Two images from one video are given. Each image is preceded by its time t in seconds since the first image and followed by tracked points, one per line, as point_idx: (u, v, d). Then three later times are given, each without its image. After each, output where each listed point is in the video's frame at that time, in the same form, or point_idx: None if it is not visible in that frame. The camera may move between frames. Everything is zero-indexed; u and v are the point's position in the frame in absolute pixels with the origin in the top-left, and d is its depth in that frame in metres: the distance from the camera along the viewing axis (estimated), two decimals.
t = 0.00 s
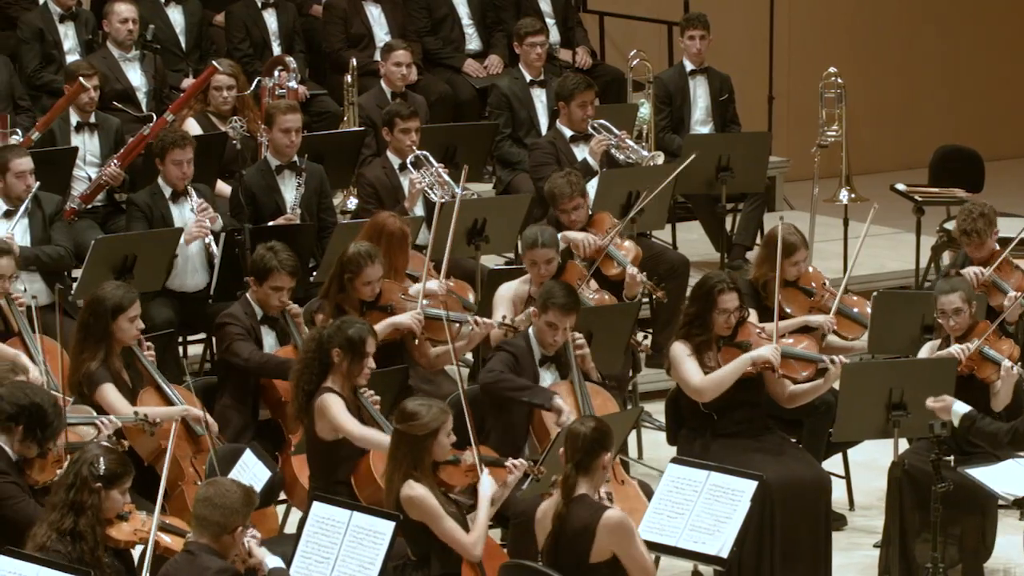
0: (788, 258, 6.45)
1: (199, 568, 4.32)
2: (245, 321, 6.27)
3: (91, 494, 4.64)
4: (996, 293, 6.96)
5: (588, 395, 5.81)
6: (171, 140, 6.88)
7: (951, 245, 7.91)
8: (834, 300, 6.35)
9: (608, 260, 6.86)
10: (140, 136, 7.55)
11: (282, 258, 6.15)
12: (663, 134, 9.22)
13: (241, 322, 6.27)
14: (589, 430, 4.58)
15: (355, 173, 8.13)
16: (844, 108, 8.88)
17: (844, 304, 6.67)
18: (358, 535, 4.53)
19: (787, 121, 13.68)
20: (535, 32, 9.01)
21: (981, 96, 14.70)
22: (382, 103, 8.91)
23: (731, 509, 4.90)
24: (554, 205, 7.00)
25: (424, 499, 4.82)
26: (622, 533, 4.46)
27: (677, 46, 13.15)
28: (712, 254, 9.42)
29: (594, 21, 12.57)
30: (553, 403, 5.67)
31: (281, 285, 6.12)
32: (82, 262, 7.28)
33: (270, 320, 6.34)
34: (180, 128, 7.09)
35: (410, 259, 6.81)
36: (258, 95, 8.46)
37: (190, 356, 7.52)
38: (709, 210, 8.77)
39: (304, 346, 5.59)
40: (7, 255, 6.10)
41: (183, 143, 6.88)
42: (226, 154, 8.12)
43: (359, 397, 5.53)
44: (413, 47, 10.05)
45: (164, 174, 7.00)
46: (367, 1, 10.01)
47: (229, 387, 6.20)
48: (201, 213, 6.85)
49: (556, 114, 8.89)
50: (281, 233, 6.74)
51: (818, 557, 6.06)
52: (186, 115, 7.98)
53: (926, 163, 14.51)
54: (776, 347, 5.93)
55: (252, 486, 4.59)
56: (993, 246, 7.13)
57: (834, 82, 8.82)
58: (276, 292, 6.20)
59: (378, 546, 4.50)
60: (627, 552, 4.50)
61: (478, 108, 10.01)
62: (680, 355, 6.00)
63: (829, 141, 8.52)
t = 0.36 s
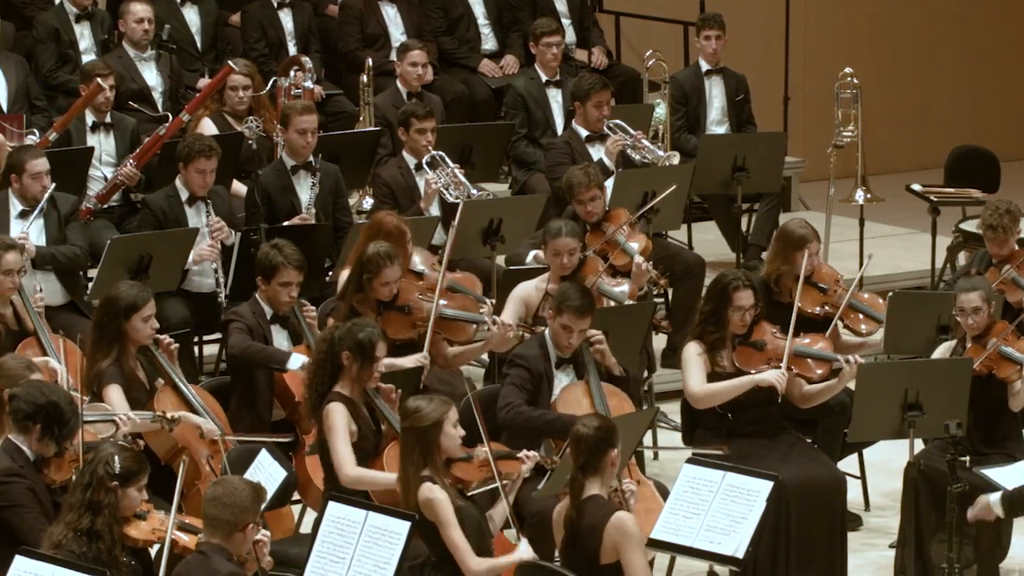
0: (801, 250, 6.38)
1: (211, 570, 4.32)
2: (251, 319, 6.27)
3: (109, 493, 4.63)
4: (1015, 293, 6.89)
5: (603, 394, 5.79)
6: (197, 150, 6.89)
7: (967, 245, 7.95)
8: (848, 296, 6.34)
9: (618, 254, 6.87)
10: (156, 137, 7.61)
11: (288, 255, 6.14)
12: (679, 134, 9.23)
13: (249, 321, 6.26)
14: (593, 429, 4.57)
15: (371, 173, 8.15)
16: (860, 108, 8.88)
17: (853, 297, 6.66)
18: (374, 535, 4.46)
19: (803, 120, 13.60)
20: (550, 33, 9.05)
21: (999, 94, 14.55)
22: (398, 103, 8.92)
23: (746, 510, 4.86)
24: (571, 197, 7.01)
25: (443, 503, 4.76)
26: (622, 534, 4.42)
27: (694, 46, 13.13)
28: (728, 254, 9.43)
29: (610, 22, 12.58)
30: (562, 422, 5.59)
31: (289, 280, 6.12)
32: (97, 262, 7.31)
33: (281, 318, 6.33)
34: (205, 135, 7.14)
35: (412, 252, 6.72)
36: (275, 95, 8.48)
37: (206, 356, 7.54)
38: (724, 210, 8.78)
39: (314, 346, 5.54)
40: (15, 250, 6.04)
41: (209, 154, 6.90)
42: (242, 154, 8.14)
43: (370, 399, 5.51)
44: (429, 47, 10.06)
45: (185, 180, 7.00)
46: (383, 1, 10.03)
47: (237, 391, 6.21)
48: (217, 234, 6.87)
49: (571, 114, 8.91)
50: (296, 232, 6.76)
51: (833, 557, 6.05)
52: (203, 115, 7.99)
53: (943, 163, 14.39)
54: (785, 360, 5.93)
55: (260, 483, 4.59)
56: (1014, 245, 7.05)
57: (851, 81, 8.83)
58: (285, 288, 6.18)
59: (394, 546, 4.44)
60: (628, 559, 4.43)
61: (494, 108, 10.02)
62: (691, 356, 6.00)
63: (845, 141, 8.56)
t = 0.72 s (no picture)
0: (815, 249, 6.40)
1: (221, 570, 4.30)
2: (258, 325, 6.24)
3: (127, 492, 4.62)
4: None
5: (616, 396, 5.76)
6: (211, 145, 6.94)
7: (982, 245, 7.97)
8: (863, 293, 6.32)
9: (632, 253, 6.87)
10: (171, 137, 7.62)
11: (302, 258, 6.11)
12: (693, 134, 9.24)
13: (256, 326, 6.24)
14: (593, 437, 4.55)
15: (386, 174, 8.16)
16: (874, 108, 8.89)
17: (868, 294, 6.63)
18: (388, 535, 4.46)
19: (818, 119, 13.53)
20: (565, 33, 9.07)
21: (1014, 94, 14.45)
22: (412, 103, 8.94)
23: (760, 510, 4.83)
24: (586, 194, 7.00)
25: (455, 503, 4.74)
26: (621, 542, 4.42)
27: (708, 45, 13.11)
28: (742, 254, 9.43)
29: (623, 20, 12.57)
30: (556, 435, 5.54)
31: (301, 284, 6.10)
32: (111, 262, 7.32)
33: (293, 320, 6.28)
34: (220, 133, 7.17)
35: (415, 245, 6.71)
36: (289, 95, 8.50)
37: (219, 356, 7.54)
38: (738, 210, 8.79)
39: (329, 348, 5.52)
40: (28, 251, 6.02)
41: (223, 149, 6.95)
42: (256, 154, 8.15)
43: (387, 399, 5.50)
44: (443, 47, 10.07)
45: (200, 178, 7.08)
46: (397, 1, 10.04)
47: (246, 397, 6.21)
48: (233, 254, 6.93)
49: (586, 114, 8.92)
50: (310, 233, 6.80)
51: (847, 557, 6.03)
52: (217, 115, 8.01)
53: (957, 164, 14.29)
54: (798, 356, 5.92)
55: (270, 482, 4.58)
56: None
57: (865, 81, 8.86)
58: (298, 291, 6.16)
59: (408, 546, 4.43)
60: (631, 565, 4.43)
61: (509, 108, 10.02)
62: (703, 356, 5.98)
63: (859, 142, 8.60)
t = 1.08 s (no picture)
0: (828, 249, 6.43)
1: (232, 570, 4.28)
2: (275, 327, 6.23)
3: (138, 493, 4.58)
4: None
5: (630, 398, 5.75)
6: (226, 145, 6.95)
7: (994, 246, 7.99)
8: (877, 295, 6.36)
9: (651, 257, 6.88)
10: (183, 137, 7.64)
11: (319, 262, 6.11)
12: (706, 134, 9.25)
13: (273, 330, 6.22)
14: (610, 445, 4.48)
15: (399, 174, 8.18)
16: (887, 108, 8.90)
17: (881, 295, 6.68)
18: (400, 535, 4.45)
19: (831, 119, 13.53)
20: (578, 33, 9.10)
21: None
22: (425, 103, 8.96)
23: (773, 511, 4.83)
24: (600, 200, 6.97)
25: (464, 499, 4.75)
26: (622, 543, 4.43)
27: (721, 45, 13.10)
28: (755, 255, 9.44)
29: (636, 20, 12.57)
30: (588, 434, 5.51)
31: (317, 288, 6.09)
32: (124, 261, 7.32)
33: (308, 321, 6.28)
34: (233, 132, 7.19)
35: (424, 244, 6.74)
36: (302, 94, 8.52)
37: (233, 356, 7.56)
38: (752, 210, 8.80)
39: (343, 348, 5.51)
40: (48, 256, 6.05)
41: (237, 149, 6.96)
42: (270, 154, 8.18)
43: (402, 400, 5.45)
44: (456, 47, 10.08)
45: (214, 177, 7.09)
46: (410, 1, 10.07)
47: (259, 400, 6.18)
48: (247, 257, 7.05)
49: (598, 114, 8.94)
50: (324, 233, 6.82)
51: (860, 557, 6.01)
52: (230, 115, 8.03)
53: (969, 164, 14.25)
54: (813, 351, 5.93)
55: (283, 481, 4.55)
56: None
57: (878, 81, 8.88)
58: (313, 294, 6.15)
59: (421, 546, 4.42)
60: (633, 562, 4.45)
61: (522, 108, 10.03)
62: (716, 355, 5.98)
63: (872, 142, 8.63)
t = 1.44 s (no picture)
0: (841, 250, 6.45)
1: (246, 570, 4.25)
2: (290, 325, 6.25)
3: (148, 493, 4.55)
4: None
5: (641, 398, 5.72)
6: (235, 143, 6.95)
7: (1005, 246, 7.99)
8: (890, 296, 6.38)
9: (666, 261, 6.88)
10: (195, 136, 7.63)
11: (331, 257, 6.10)
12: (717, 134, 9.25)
13: (289, 328, 6.23)
14: (617, 442, 4.50)
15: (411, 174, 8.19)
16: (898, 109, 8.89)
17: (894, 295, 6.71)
18: (413, 535, 4.43)
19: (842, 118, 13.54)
20: (589, 33, 9.12)
21: None
22: (437, 103, 8.96)
23: (785, 511, 4.82)
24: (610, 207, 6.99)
25: (479, 499, 4.75)
26: (644, 548, 4.41)
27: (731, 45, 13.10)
28: (766, 255, 9.44)
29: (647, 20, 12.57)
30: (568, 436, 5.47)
31: (331, 284, 6.09)
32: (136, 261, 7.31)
33: (320, 320, 6.30)
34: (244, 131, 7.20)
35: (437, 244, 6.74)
36: (314, 94, 8.53)
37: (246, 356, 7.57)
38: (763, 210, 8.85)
39: (354, 347, 5.49)
40: (64, 257, 6.06)
41: (246, 147, 6.96)
42: (281, 154, 8.22)
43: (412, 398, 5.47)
44: (468, 47, 10.09)
45: (224, 175, 7.09)
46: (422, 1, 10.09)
47: (274, 396, 6.18)
48: (258, 256, 7.05)
49: (610, 114, 8.94)
50: (336, 233, 6.84)
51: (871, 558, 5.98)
52: (242, 114, 8.06)
53: (982, 164, 14.23)
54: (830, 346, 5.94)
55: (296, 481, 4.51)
56: None
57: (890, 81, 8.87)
58: (327, 291, 6.15)
59: (433, 546, 4.40)
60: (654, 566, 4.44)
61: (533, 107, 10.03)
62: (732, 355, 5.96)
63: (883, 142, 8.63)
